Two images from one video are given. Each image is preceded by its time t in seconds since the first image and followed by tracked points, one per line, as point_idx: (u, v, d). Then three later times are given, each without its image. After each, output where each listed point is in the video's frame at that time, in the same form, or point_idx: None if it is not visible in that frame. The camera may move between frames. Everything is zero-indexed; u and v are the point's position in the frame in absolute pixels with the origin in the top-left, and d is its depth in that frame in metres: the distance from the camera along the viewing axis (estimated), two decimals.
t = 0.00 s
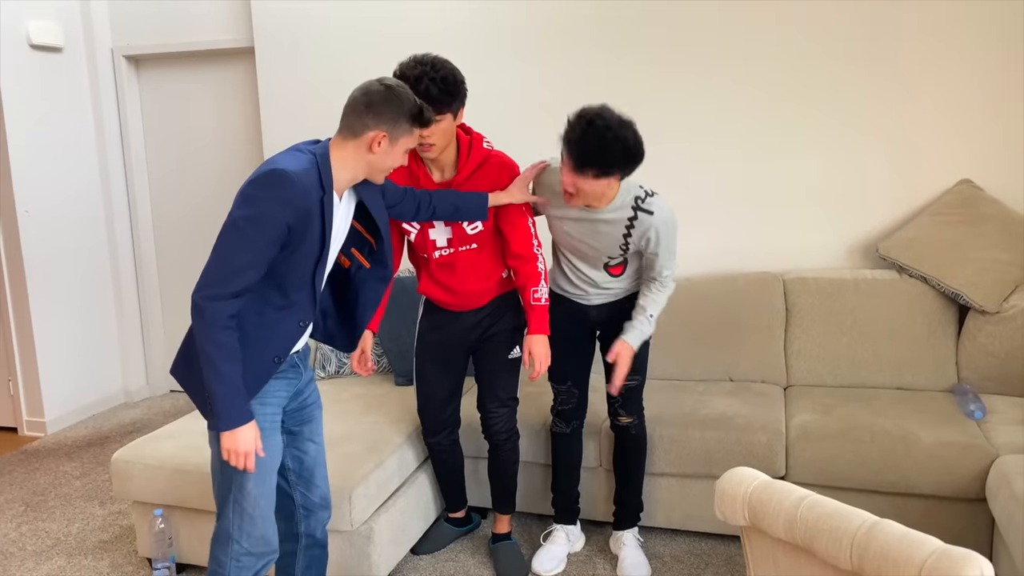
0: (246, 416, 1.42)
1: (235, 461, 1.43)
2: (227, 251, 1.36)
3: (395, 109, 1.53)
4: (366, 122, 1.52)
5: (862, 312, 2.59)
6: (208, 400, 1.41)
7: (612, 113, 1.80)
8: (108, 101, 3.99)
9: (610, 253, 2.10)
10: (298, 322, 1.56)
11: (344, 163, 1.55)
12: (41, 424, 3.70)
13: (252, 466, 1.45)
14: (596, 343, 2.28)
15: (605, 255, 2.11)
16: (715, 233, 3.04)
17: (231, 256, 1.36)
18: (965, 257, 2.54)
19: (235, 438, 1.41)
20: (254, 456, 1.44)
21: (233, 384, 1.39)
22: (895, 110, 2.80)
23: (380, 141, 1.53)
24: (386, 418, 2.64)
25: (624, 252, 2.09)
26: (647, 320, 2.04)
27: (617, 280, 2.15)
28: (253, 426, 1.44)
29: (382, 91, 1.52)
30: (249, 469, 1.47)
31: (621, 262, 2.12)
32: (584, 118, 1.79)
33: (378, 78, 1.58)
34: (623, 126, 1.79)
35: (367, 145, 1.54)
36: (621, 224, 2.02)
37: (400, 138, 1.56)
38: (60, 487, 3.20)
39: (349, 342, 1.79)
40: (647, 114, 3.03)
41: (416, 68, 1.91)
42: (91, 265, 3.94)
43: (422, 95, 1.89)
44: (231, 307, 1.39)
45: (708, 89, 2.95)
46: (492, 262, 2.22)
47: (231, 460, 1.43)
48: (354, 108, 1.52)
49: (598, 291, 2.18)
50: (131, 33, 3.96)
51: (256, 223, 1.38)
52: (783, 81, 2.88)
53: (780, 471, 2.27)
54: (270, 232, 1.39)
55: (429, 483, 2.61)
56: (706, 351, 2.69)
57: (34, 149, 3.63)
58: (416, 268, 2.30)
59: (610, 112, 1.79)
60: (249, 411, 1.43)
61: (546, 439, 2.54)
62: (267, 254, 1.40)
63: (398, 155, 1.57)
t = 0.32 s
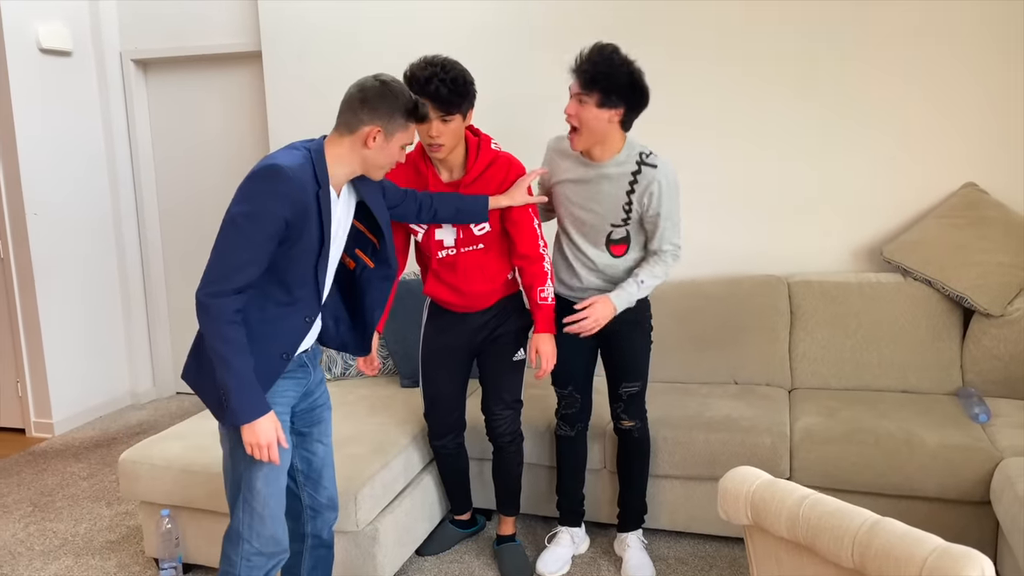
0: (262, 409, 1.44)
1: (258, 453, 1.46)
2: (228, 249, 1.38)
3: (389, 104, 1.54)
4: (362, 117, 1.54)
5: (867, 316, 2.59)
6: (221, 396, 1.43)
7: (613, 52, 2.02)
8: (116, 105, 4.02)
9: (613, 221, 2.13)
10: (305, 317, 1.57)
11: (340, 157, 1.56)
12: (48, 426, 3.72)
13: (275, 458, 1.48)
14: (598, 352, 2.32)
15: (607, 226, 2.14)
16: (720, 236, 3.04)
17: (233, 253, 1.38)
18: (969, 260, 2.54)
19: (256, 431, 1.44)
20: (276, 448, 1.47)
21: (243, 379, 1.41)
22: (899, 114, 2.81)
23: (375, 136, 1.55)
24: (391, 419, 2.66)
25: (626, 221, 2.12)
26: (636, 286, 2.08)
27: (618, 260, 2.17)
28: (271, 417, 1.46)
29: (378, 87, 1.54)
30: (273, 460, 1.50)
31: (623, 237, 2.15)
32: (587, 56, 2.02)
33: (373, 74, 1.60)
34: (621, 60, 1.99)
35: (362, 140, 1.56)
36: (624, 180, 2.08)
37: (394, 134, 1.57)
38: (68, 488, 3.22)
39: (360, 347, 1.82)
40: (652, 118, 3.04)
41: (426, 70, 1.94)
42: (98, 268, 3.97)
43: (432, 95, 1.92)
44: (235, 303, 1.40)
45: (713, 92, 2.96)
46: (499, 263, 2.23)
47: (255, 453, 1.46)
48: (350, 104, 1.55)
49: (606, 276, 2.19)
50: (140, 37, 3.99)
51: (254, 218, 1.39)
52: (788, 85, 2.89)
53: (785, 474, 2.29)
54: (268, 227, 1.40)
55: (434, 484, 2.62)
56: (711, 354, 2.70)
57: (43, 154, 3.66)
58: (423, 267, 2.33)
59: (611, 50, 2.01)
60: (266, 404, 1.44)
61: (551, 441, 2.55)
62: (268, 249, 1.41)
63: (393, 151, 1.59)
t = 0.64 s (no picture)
0: (254, 417, 1.45)
1: (248, 461, 1.46)
2: (211, 255, 1.40)
3: (365, 93, 1.55)
4: (338, 109, 1.55)
5: (867, 316, 2.60)
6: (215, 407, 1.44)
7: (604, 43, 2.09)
8: (119, 107, 4.03)
9: (622, 206, 2.19)
10: (302, 316, 1.58)
11: (320, 152, 1.58)
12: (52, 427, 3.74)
13: (266, 466, 1.47)
14: (598, 357, 2.35)
15: (616, 212, 2.20)
16: (722, 237, 3.05)
17: (216, 259, 1.40)
18: (969, 260, 2.54)
19: (247, 440, 1.44)
20: (267, 455, 1.47)
21: (238, 386, 1.43)
22: (899, 115, 2.82)
23: (353, 127, 1.56)
24: (394, 419, 2.69)
25: (636, 204, 2.19)
26: (696, 250, 2.29)
27: (631, 245, 2.22)
28: (262, 425, 1.46)
29: (352, 78, 1.56)
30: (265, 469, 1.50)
31: (633, 221, 2.20)
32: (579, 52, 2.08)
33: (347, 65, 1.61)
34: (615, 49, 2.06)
35: (341, 132, 1.57)
36: (630, 163, 2.17)
37: (373, 124, 1.58)
38: (71, 489, 3.23)
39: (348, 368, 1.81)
40: (653, 119, 3.06)
41: (433, 70, 1.96)
42: (100, 269, 3.98)
43: (437, 96, 1.95)
44: (225, 309, 1.42)
45: (713, 94, 2.97)
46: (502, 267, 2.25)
47: (245, 461, 1.46)
48: (326, 98, 1.56)
49: (627, 265, 2.24)
50: (142, 39, 4.00)
51: (233, 221, 1.40)
52: (788, 87, 2.90)
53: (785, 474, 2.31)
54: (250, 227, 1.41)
55: (437, 484, 2.65)
56: (711, 354, 2.71)
57: (46, 155, 3.68)
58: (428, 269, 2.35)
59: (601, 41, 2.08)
60: (256, 412, 1.45)
61: (553, 441, 2.56)
62: (252, 249, 1.42)
63: (372, 141, 1.60)
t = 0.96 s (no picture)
0: (252, 448, 1.48)
1: (251, 489, 1.50)
2: (190, 281, 1.39)
3: (289, 74, 1.55)
4: (265, 94, 1.54)
5: (861, 311, 2.61)
6: (213, 439, 1.46)
7: (597, 74, 1.99)
8: (111, 105, 4.02)
9: (618, 195, 2.21)
10: (280, 316, 1.62)
11: (257, 143, 1.58)
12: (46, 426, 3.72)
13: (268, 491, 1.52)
14: (594, 353, 2.37)
15: (612, 202, 2.22)
16: (716, 233, 3.06)
17: (192, 282, 1.39)
18: (962, 254, 2.55)
19: (249, 470, 1.48)
20: (269, 482, 1.51)
21: (235, 412, 1.46)
22: (890, 109, 2.84)
23: (285, 111, 1.57)
24: (389, 416, 2.70)
25: (632, 193, 2.22)
26: (683, 251, 2.31)
27: (627, 234, 2.24)
28: (261, 454, 1.50)
29: (272, 59, 1.55)
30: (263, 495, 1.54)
31: (629, 211, 2.22)
32: (572, 85, 2.00)
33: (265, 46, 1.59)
34: (609, 90, 1.98)
35: (274, 118, 1.57)
36: (625, 153, 2.21)
37: (305, 104, 1.59)
38: (65, 488, 3.22)
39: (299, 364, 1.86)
40: (647, 116, 3.07)
41: (437, 61, 1.99)
42: (92, 268, 3.96)
43: (441, 86, 1.97)
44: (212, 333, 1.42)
45: (706, 90, 2.98)
46: (501, 262, 2.27)
47: (248, 490, 1.50)
48: (249, 84, 1.55)
49: (621, 256, 2.25)
50: (134, 38, 3.99)
51: (202, 237, 1.40)
52: (781, 84, 2.91)
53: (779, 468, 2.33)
54: (219, 239, 1.41)
55: (433, 480, 2.66)
56: (706, 349, 2.72)
57: (37, 151, 3.66)
58: (426, 263, 2.35)
59: (594, 76, 1.98)
60: (254, 441, 1.49)
61: (549, 437, 2.57)
62: (224, 261, 1.43)
63: (307, 121, 1.61)
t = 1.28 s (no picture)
0: (244, 455, 1.43)
1: (246, 506, 1.44)
2: (164, 286, 1.36)
3: (250, 61, 1.52)
4: (226, 82, 1.51)
5: (859, 307, 2.58)
6: (201, 447, 1.42)
7: (594, 67, 1.96)
8: (97, 101, 3.95)
9: (615, 190, 2.18)
10: (257, 315, 1.59)
11: (216, 135, 1.55)
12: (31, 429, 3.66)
13: (264, 508, 1.46)
14: (590, 351, 2.33)
15: (608, 197, 2.18)
16: (712, 230, 3.03)
17: (163, 284, 1.36)
18: (961, 251, 2.53)
19: (242, 483, 1.42)
20: (265, 497, 1.46)
21: (224, 417, 1.41)
22: (888, 104, 2.81)
23: (247, 100, 1.53)
24: (382, 417, 2.66)
25: (628, 188, 2.18)
26: (677, 249, 2.27)
27: (622, 231, 2.21)
28: (255, 466, 1.45)
29: (233, 47, 1.51)
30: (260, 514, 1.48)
31: (624, 207, 2.19)
32: (569, 77, 1.96)
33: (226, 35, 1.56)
34: (605, 83, 1.94)
35: (235, 108, 1.54)
36: (622, 148, 2.18)
37: (267, 93, 1.56)
38: (52, 491, 3.17)
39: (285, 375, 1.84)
40: (641, 112, 3.03)
41: (432, 54, 1.95)
42: (77, 267, 3.89)
43: (436, 79, 1.93)
44: (192, 337, 1.39)
45: (701, 85, 2.95)
46: (497, 258, 2.23)
47: (243, 506, 1.44)
48: (208, 73, 1.51)
49: (617, 253, 2.22)
50: (120, 32, 3.92)
51: (168, 238, 1.37)
52: (777, 79, 2.88)
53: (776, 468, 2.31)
54: (185, 239, 1.39)
55: (427, 481, 2.63)
56: (703, 348, 2.68)
57: (22, 146, 3.59)
58: (420, 259, 2.31)
59: (591, 69, 1.95)
60: (246, 449, 1.44)
61: (544, 437, 2.54)
62: (194, 261, 1.40)
63: (270, 111, 1.58)
